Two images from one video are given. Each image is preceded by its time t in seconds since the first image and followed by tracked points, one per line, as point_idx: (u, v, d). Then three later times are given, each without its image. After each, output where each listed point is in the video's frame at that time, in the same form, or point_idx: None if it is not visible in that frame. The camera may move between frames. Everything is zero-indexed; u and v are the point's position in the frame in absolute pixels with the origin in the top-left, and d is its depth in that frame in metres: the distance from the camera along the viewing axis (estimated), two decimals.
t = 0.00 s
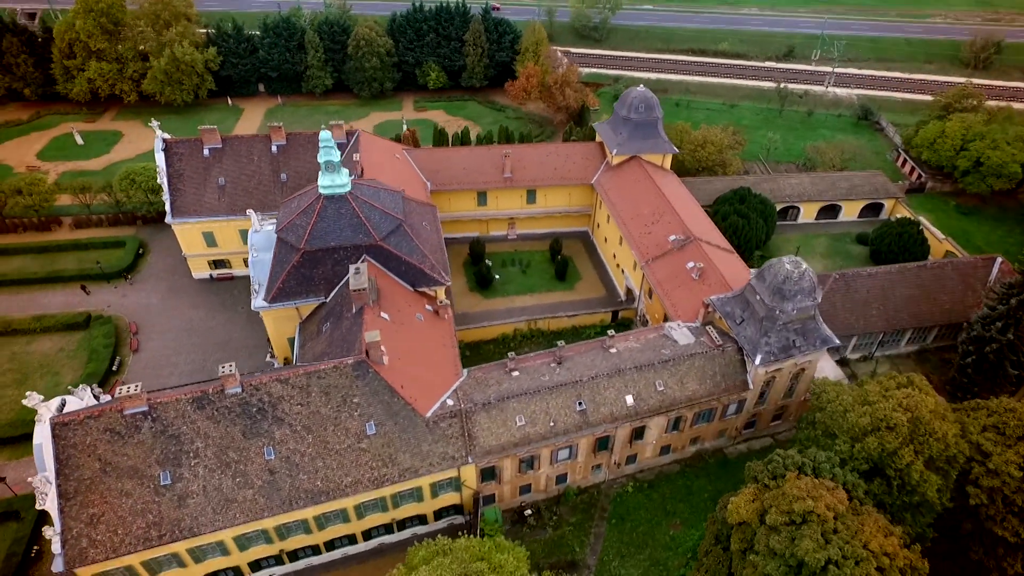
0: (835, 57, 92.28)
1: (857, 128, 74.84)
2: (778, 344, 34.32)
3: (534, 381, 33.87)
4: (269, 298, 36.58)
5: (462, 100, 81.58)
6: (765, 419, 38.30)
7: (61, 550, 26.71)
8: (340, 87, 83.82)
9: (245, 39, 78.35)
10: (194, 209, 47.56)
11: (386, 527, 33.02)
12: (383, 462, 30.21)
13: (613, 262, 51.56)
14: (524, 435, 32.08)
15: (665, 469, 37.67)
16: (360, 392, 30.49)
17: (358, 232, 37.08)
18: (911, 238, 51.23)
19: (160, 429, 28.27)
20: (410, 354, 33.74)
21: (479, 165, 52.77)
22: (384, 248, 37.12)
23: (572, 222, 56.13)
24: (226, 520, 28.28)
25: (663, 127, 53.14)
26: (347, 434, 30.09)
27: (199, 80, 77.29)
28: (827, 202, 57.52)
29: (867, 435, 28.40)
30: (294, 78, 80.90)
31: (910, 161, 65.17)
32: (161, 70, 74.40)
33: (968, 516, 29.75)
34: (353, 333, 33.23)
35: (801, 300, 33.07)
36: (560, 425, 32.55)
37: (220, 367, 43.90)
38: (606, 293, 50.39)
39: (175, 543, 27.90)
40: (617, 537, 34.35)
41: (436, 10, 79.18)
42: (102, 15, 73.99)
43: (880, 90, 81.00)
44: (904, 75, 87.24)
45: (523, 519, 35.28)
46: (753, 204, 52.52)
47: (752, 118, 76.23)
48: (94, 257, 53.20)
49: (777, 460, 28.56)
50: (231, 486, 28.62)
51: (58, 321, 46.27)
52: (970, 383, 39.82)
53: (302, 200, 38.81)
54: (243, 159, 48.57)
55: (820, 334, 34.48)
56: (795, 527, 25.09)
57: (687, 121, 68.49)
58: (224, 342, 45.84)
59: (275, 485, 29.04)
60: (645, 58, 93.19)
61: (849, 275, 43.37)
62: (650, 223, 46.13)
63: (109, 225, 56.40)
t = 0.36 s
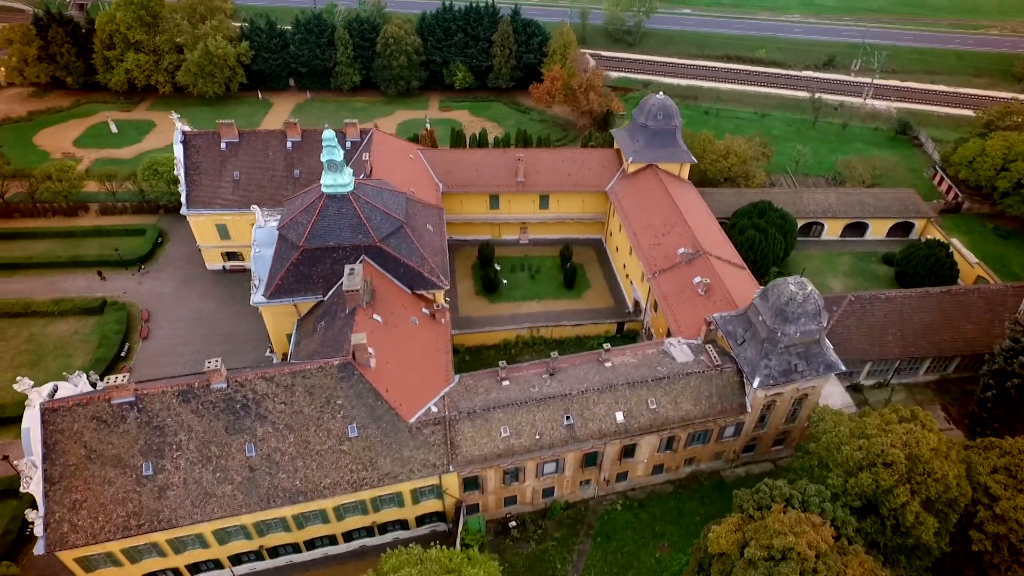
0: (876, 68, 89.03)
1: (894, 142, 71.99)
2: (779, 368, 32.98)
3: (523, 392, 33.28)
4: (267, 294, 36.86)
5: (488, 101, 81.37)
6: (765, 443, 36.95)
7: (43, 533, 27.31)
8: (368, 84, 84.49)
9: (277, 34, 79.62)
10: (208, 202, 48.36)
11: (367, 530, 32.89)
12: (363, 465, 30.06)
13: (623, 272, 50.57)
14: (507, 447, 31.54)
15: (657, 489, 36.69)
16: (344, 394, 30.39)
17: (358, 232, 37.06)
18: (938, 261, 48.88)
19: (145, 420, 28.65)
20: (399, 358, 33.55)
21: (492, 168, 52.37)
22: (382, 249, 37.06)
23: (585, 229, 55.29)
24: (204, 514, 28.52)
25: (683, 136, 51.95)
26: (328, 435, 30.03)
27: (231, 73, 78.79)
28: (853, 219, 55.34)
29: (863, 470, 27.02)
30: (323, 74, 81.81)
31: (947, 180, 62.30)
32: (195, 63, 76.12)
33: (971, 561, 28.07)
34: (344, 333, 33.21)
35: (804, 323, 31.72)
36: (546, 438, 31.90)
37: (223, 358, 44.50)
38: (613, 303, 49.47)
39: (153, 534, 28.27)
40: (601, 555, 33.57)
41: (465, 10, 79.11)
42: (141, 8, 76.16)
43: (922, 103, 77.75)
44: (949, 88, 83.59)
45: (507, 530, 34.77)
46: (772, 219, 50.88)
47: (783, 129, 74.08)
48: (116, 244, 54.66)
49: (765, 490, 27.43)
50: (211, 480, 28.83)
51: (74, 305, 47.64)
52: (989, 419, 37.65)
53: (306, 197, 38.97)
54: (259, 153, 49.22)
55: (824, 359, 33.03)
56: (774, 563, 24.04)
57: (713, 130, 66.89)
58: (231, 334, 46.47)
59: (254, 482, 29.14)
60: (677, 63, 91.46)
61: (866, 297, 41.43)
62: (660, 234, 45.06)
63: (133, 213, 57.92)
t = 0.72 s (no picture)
0: (919, 81, 85.57)
1: (931, 158, 69.03)
2: (776, 393, 31.72)
3: (509, 403, 32.74)
4: (265, 290, 37.18)
5: (513, 103, 80.95)
6: (762, 469, 35.61)
7: (26, 516, 28.00)
8: (395, 83, 84.91)
9: (307, 30, 80.62)
10: (222, 195, 49.10)
11: (347, 532, 32.82)
12: (342, 468, 29.94)
13: (631, 282, 49.54)
14: (489, 458, 31.04)
15: (646, 508, 35.74)
16: (327, 395, 30.35)
17: (356, 232, 37.08)
18: (965, 286, 46.50)
19: (130, 410, 29.07)
20: (387, 361, 33.38)
21: (504, 172, 51.93)
22: (380, 250, 36.98)
23: (597, 237, 54.40)
24: (182, 507, 28.79)
25: (701, 146, 50.64)
26: (309, 436, 30.01)
27: (261, 68, 80.13)
28: (877, 238, 53.16)
29: (852, 507, 25.71)
30: (351, 71, 82.51)
31: (984, 200, 59.37)
32: (226, 57, 77.61)
33: None
34: (333, 334, 33.22)
35: (803, 347, 30.46)
36: (529, 451, 31.30)
37: (227, 350, 45.09)
38: (620, 314, 48.49)
39: (132, 523, 28.68)
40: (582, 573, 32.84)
41: (493, 11, 78.77)
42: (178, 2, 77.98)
43: (965, 119, 74.39)
44: (996, 103, 79.80)
45: (489, 541, 34.29)
46: (790, 234, 49.21)
47: (814, 141, 71.79)
48: (136, 233, 56.01)
49: (748, 520, 26.39)
50: (192, 474, 29.07)
51: (90, 291, 48.96)
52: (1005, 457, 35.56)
53: (309, 195, 39.15)
54: (273, 149, 49.79)
55: (824, 386, 31.68)
56: None
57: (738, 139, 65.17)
58: (236, 326, 47.04)
59: (233, 478, 29.29)
60: (709, 70, 89.51)
61: (880, 321, 39.69)
62: (668, 246, 43.96)
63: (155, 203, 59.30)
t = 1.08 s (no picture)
0: (961, 95, 82.18)
1: (966, 177, 66.14)
2: (768, 418, 30.55)
3: (493, 413, 32.25)
4: (262, 287, 37.46)
5: (536, 106, 80.38)
6: (755, 494, 34.39)
7: (11, 499, 28.68)
8: (420, 82, 85.12)
9: (335, 28, 81.35)
10: (234, 190, 49.73)
11: (326, 533, 32.77)
12: (319, 470, 29.89)
13: (637, 293, 48.54)
14: (467, 468, 30.60)
15: (632, 527, 34.86)
16: (309, 396, 30.36)
17: (353, 233, 37.07)
18: (988, 314, 44.25)
19: (116, 401, 29.51)
20: (374, 364, 33.23)
21: (514, 176, 51.41)
22: (375, 252, 36.89)
23: (607, 245, 53.49)
24: (160, 500, 29.10)
25: (715, 157, 49.39)
26: (289, 435, 30.07)
27: (289, 64, 81.20)
28: (900, 259, 51.04)
29: (833, 545, 24.53)
30: (377, 69, 82.96)
31: (1019, 223, 56.57)
32: (255, 52, 78.84)
33: None
34: (322, 334, 33.24)
35: (798, 372, 29.25)
36: (509, 464, 30.77)
37: (229, 343, 45.66)
38: (624, 325, 47.53)
39: (112, 512, 29.12)
40: None
41: (520, 13, 78.24)
42: None
43: (1005, 137, 71.17)
44: None
45: (469, 551, 33.86)
46: (805, 252, 47.56)
47: (842, 154, 69.50)
48: (154, 222, 57.25)
49: (723, 551, 25.41)
50: (171, 467, 29.35)
51: (104, 278, 50.19)
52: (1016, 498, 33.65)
53: (310, 194, 39.29)
54: (285, 146, 50.26)
55: (820, 414, 30.38)
56: None
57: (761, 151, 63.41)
58: (240, 319, 47.59)
59: (212, 474, 29.49)
60: (740, 77, 87.44)
61: (892, 347, 37.98)
62: (674, 259, 42.90)
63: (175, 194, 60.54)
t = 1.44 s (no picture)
0: (1005, 110, 78.57)
1: (1003, 197, 63.13)
2: (758, 444, 29.40)
3: (475, 422, 31.78)
4: (260, 283, 37.75)
5: (559, 109, 79.64)
6: (745, 520, 33.19)
7: None
8: (445, 81, 85.17)
9: (363, 26, 81.92)
10: (246, 184, 50.36)
11: (306, 532, 32.82)
12: (298, 470, 29.90)
13: (642, 305, 47.50)
14: (445, 476, 30.22)
15: (616, 546, 34.04)
16: (291, 396, 30.40)
17: (350, 233, 37.05)
18: (1013, 345, 41.91)
19: (104, 390, 30.00)
20: (361, 366, 33.11)
21: (524, 180, 50.86)
22: (371, 254, 36.83)
23: (616, 254, 52.53)
24: (141, 490, 29.50)
25: (731, 168, 48.00)
26: (270, 434, 30.14)
27: (316, 61, 82.14)
28: (922, 281, 48.85)
29: None
30: (402, 68, 83.30)
31: None
32: (283, 48, 79.96)
33: None
34: (311, 334, 33.27)
35: (790, 399, 28.06)
36: (487, 475, 30.28)
37: (232, 335, 46.24)
38: (626, 337, 46.57)
39: (94, 500, 29.63)
40: None
41: (546, 15, 77.54)
42: None
43: None
44: None
45: (447, 559, 33.51)
46: (819, 270, 45.88)
47: (872, 169, 67.09)
48: (172, 213, 58.46)
49: None
50: (154, 459, 29.72)
51: (119, 266, 51.39)
52: None
53: (312, 192, 39.42)
54: (298, 143, 50.66)
55: (812, 443, 29.12)
56: None
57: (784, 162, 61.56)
58: (245, 313, 48.14)
59: (192, 467, 29.75)
60: (771, 85, 85.15)
61: (901, 374, 36.21)
62: (679, 273, 41.79)
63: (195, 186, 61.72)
